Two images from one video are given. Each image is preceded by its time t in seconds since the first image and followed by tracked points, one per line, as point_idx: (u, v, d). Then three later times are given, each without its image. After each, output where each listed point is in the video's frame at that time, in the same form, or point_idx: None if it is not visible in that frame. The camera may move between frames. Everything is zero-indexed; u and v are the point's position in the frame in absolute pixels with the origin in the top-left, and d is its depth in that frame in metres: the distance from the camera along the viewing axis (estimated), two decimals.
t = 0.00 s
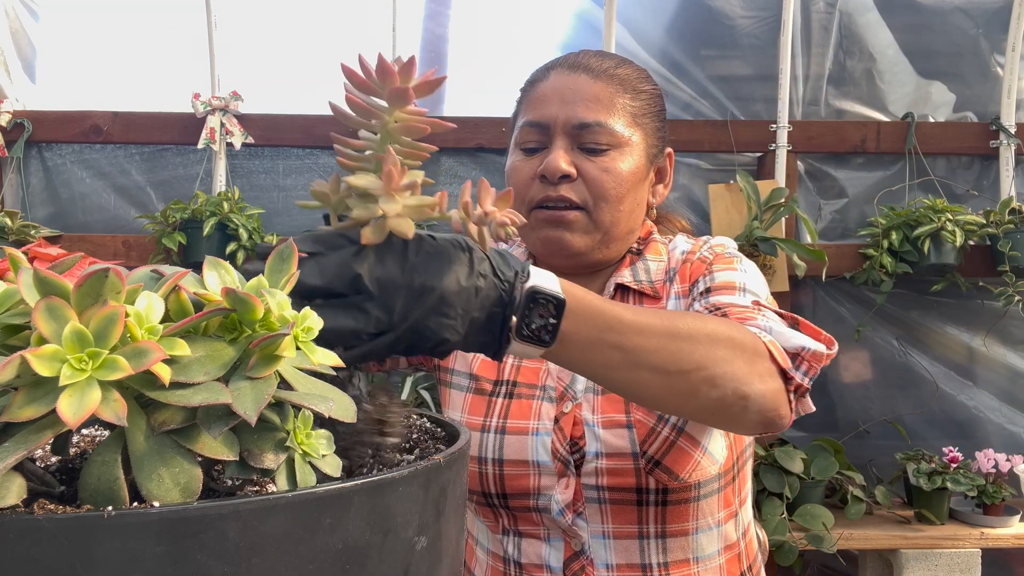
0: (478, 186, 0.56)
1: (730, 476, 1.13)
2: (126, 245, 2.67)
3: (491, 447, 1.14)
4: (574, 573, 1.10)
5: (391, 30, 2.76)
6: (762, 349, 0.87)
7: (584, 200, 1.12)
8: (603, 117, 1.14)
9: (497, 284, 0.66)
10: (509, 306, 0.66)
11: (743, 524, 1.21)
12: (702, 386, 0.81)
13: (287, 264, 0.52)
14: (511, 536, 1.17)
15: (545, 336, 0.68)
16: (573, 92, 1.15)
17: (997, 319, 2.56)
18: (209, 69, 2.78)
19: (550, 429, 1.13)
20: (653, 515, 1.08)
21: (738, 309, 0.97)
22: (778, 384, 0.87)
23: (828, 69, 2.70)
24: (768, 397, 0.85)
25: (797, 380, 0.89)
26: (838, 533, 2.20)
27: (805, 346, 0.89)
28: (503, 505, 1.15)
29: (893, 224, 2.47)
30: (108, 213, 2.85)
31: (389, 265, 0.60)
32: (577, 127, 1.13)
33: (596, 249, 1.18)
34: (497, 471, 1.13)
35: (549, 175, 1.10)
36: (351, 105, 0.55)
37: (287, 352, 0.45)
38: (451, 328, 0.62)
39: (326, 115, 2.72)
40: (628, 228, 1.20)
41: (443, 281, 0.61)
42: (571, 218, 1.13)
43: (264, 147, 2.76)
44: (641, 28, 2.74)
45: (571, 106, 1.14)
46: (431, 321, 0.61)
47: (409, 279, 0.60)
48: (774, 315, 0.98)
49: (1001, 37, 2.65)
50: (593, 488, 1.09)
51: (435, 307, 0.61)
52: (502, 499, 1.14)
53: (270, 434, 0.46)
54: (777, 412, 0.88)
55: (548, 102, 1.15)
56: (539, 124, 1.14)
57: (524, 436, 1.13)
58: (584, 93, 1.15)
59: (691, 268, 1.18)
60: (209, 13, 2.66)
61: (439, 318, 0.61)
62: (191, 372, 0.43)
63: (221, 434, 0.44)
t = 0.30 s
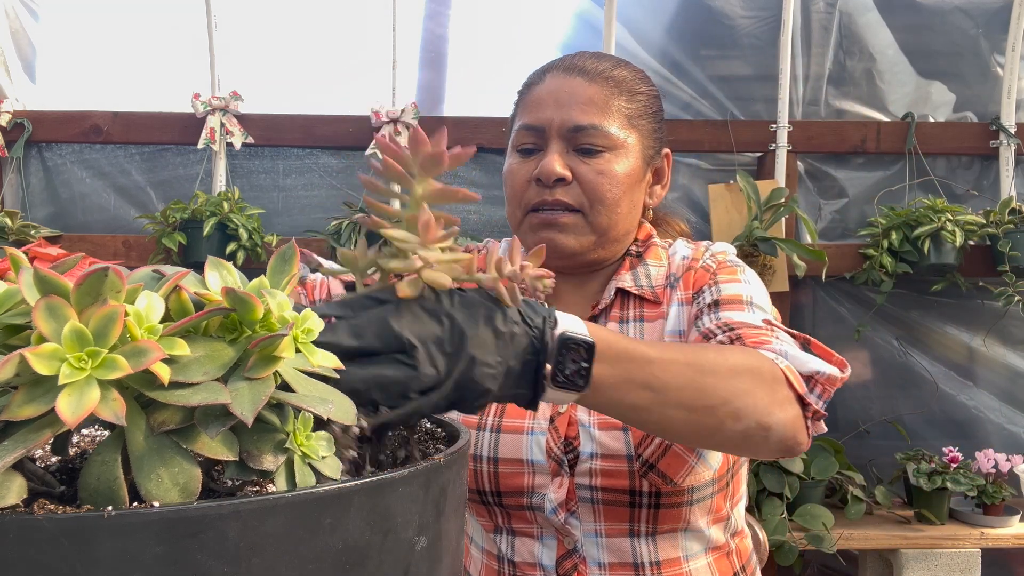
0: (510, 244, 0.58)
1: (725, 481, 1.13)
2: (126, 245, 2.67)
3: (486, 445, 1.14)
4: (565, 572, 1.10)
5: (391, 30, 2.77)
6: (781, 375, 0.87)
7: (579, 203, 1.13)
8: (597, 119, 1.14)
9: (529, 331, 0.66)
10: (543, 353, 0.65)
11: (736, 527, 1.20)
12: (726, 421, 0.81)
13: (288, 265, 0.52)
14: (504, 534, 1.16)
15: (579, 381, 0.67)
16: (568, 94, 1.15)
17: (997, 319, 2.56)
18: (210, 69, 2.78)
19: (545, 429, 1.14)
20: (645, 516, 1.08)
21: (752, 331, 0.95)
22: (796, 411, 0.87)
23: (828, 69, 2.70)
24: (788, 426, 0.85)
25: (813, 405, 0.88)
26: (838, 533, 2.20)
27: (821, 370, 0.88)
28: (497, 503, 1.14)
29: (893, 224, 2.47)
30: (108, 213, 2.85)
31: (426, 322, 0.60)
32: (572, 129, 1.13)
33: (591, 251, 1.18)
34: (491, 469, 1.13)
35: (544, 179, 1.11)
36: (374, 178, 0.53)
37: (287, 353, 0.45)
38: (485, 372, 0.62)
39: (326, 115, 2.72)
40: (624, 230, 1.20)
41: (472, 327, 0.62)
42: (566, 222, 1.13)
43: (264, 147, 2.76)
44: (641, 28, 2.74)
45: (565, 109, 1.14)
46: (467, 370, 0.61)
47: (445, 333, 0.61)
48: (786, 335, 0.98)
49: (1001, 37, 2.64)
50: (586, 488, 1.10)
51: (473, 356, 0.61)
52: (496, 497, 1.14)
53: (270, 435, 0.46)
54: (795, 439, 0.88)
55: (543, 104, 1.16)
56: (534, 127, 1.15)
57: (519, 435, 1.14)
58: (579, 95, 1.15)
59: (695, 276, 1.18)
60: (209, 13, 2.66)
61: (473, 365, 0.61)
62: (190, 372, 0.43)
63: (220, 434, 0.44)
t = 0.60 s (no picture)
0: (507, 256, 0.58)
1: (731, 478, 1.14)
2: (125, 245, 2.67)
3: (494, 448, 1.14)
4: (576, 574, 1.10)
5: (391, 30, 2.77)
6: (801, 368, 0.86)
7: (576, 195, 1.13)
8: (592, 112, 1.14)
9: (555, 339, 0.70)
10: (575, 355, 0.70)
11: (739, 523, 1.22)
12: (757, 417, 0.81)
13: (288, 264, 0.52)
14: (513, 537, 1.15)
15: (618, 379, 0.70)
16: (562, 89, 1.15)
17: (997, 319, 2.56)
18: (210, 69, 2.78)
19: (554, 429, 1.14)
20: (657, 515, 1.08)
21: (766, 328, 0.96)
22: (819, 403, 0.87)
23: (828, 69, 2.70)
24: (814, 418, 0.85)
25: (836, 395, 0.88)
26: (838, 533, 2.20)
27: (836, 360, 0.89)
28: (506, 506, 1.14)
29: (893, 224, 2.47)
30: (108, 213, 2.85)
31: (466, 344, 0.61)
32: (567, 122, 1.13)
33: (590, 246, 1.18)
34: (500, 472, 1.12)
35: (540, 170, 1.11)
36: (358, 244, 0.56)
37: (287, 352, 0.45)
38: (535, 380, 0.64)
39: (326, 115, 2.72)
40: (622, 224, 1.19)
41: (509, 340, 0.64)
42: (564, 215, 1.13)
43: (264, 147, 2.76)
44: (641, 28, 2.74)
45: (560, 102, 1.14)
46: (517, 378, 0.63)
47: (488, 353, 0.62)
48: (797, 328, 0.98)
49: (1000, 37, 2.65)
50: (597, 488, 1.09)
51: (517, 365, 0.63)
52: (505, 500, 1.13)
53: (270, 434, 0.46)
54: (822, 432, 0.87)
55: (537, 99, 1.15)
56: (529, 121, 1.15)
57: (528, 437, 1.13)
58: (574, 90, 1.15)
59: (697, 273, 1.19)
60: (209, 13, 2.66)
61: (524, 373, 0.64)
62: (190, 371, 0.43)
63: (221, 433, 0.44)
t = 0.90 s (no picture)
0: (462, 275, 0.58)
1: (723, 486, 1.14)
2: (126, 245, 2.67)
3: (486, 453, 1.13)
4: None
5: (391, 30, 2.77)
6: (792, 380, 0.86)
7: (581, 194, 1.13)
8: (602, 112, 1.14)
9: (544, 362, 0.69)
10: (564, 377, 0.69)
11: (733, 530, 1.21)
12: (752, 432, 0.81)
13: (288, 265, 0.52)
14: (501, 541, 1.14)
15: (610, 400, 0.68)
16: (573, 86, 1.15)
17: (997, 319, 2.56)
18: (210, 69, 2.78)
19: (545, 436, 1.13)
20: (644, 523, 1.08)
21: (760, 338, 0.95)
22: (814, 417, 0.87)
23: (828, 69, 2.70)
24: (809, 431, 0.85)
25: (830, 408, 0.89)
26: (838, 533, 2.20)
27: (831, 371, 0.90)
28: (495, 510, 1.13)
29: (893, 224, 2.47)
30: (108, 213, 2.85)
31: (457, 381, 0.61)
32: (576, 121, 1.13)
33: (592, 247, 1.18)
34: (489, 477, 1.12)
35: (546, 168, 1.11)
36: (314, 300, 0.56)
37: (286, 353, 0.45)
38: (531, 407, 0.63)
39: (326, 114, 2.72)
40: (625, 227, 1.19)
41: (499, 371, 0.63)
42: (568, 214, 1.13)
43: (264, 147, 2.76)
44: (641, 29, 2.75)
45: (569, 100, 1.14)
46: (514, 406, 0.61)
47: (476, 388, 0.61)
48: (793, 337, 0.98)
49: (1000, 37, 2.65)
50: (585, 495, 1.09)
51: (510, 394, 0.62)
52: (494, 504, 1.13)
53: (269, 435, 0.46)
54: (817, 444, 0.88)
55: (547, 96, 1.16)
56: (537, 117, 1.15)
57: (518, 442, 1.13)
58: (585, 88, 1.15)
59: (695, 279, 1.19)
60: (209, 13, 2.66)
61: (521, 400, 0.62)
62: (190, 372, 0.43)
63: (220, 434, 0.44)
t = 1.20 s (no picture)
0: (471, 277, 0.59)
1: (721, 494, 1.14)
2: (126, 245, 2.67)
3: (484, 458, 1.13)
4: None
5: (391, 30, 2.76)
6: (824, 394, 0.86)
7: (586, 196, 1.13)
8: (610, 111, 1.14)
9: (575, 357, 0.70)
10: (599, 369, 0.69)
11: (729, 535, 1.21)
12: (783, 443, 0.81)
13: (287, 265, 0.52)
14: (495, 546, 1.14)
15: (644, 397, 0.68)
16: (581, 83, 1.15)
17: (997, 319, 2.56)
18: (210, 69, 2.78)
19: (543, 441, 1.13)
20: (641, 532, 1.08)
21: (789, 350, 0.95)
22: (845, 432, 0.87)
23: (828, 69, 2.70)
24: (840, 447, 0.85)
25: (861, 423, 0.88)
26: (838, 533, 2.20)
27: (859, 387, 0.90)
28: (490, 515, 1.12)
29: (893, 224, 2.47)
30: (108, 213, 2.85)
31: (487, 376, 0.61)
32: (584, 119, 1.13)
33: (595, 252, 1.18)
34: (485, 482, 1.11)
35: (552, 167, 1.11)
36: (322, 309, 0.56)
37: (285, 353, 0.45)
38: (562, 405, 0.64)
39: (326, 114, 2.72)
40: (628, 230, 1.19)
41: (528, 370, 0.64)
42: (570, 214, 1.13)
43: (264, 147, 2.76)
44: (641, 29, 2.74)
45: (577, 97, 1.14)
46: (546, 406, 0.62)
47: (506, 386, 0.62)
48: (816, 349, 0.99)
49: (1000, 37, 2.65)
50: (583, 503, 1.09)
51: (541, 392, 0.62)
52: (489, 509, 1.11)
53: (268, 436, 0.46)
54: (846, 461, 0.88)
55: (555, 92, 1.15)
56: (544, 113, 1.15)
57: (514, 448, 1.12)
58: (593, 86, 1.15)
59: (702, 285, 1.19)
60: (209, 13, 2.66)
61: (553, 397, 0.63)
62: (188, 372, 0.43)
63: (219, 434, 0.44)
